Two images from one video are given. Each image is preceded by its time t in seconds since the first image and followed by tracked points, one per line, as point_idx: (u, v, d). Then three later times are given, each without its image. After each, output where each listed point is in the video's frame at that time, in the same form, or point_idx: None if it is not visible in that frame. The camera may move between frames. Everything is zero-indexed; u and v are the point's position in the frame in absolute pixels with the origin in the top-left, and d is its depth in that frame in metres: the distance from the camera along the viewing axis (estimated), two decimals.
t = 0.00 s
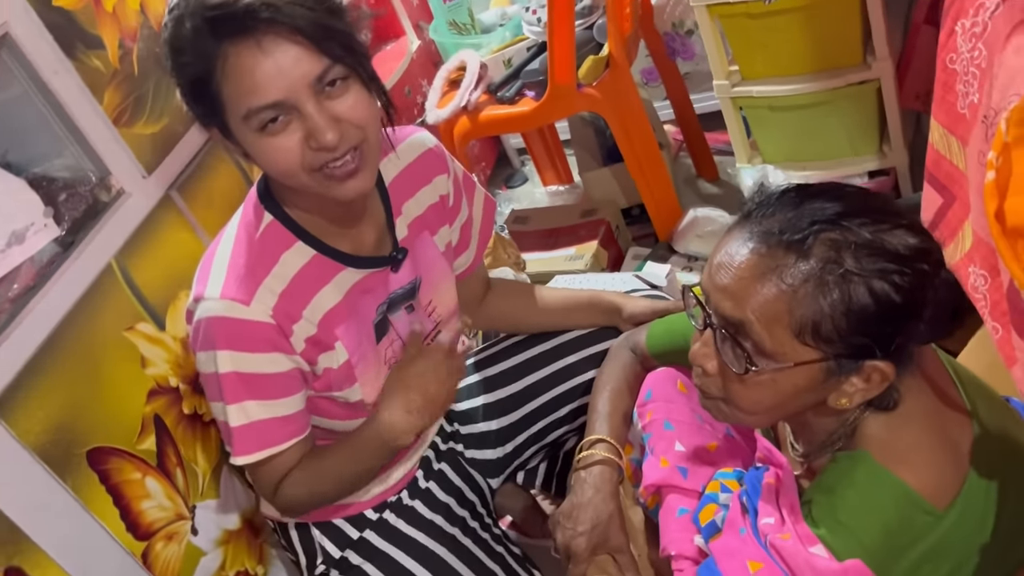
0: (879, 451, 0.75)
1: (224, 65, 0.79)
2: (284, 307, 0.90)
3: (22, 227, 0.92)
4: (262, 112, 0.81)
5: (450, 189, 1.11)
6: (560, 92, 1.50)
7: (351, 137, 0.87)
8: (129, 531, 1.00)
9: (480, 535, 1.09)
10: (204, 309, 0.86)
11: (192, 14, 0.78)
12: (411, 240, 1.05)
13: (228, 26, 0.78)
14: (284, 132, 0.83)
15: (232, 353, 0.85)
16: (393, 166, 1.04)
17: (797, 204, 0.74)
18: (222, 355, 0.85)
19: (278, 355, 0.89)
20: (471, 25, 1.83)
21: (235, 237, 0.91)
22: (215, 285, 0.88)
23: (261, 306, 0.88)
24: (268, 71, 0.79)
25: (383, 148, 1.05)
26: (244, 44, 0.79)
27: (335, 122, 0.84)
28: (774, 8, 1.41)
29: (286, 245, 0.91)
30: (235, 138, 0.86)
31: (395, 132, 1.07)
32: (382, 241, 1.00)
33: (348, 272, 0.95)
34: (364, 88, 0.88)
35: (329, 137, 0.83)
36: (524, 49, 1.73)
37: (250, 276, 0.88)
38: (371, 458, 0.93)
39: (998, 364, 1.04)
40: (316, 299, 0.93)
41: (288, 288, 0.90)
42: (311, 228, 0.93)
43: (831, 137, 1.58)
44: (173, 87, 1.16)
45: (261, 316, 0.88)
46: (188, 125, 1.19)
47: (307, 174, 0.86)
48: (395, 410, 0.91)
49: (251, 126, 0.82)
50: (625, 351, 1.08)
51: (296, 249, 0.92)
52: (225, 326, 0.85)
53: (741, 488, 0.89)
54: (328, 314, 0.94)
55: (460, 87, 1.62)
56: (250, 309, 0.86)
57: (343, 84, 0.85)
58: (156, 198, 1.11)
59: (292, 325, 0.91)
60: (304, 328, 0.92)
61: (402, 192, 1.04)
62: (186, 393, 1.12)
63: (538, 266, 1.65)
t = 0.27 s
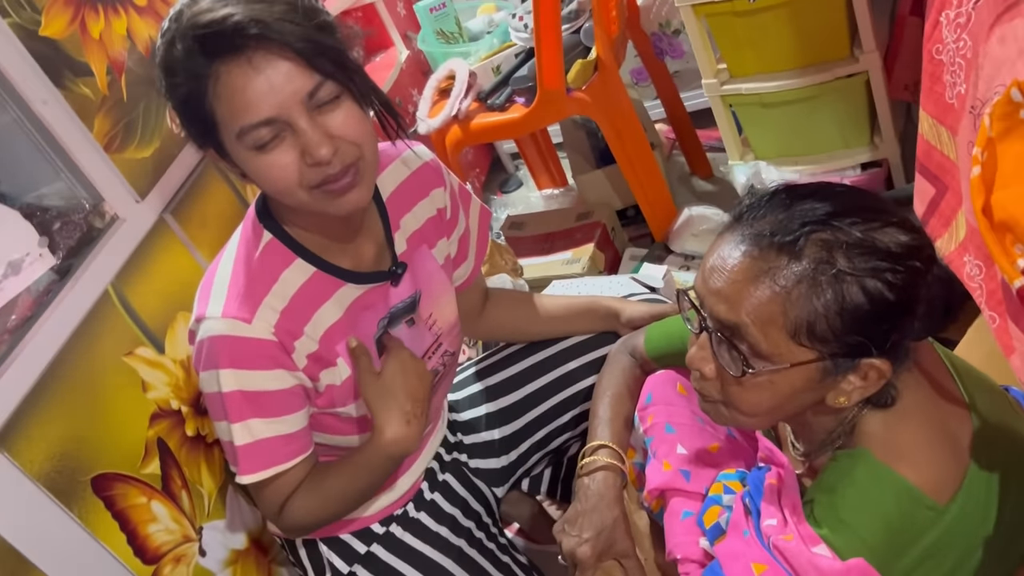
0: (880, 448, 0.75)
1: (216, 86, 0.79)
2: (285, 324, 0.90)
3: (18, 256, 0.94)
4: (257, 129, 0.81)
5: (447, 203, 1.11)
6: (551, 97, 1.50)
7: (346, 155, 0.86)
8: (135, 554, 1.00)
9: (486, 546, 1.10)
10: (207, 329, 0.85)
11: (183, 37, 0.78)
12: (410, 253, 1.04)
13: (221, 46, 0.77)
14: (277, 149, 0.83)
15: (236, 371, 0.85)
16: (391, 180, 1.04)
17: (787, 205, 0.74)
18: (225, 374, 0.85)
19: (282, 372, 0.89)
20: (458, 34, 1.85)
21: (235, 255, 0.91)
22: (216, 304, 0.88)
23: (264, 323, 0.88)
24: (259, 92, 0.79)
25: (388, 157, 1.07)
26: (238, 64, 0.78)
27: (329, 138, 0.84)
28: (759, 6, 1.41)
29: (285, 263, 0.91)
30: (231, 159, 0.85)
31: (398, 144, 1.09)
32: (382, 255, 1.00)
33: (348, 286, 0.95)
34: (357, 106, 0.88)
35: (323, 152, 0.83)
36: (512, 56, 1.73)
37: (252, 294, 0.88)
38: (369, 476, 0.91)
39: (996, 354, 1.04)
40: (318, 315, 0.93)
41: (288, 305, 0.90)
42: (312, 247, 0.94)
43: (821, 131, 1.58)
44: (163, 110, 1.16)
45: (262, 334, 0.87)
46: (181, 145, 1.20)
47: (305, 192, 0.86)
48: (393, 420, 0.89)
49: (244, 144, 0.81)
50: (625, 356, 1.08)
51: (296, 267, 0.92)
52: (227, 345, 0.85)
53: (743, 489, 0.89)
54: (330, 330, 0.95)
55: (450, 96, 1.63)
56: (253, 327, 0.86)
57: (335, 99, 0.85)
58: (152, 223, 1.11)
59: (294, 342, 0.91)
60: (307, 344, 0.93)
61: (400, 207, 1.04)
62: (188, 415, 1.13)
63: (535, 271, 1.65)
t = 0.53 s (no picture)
0: (880, 452, 0.75)
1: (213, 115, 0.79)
2: (291, 343, 0.91)
3: (19, 284, 0.94)
4: (256, 159, 0.81)
5: (448, 218, 1.12)
6: (545, 105, 1.51)
7: (341, 177, 0.87)
8: None
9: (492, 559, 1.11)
10: (213, 351, 0.85)
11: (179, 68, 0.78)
12: (412, 268, 1.05)
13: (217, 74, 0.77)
14: (277, 176, 0.83)
15: (244, 393, 0.85)
16: (391, 196, 1.05)
17: (781, 214, 0.75)
18: (233, 397, 0.85)
19: (289, 391, 0.89)
20: (451, 44, 1.86)
21: (240, 276, 0.91)
22: (222, 326, 0.87)
23: (269, 344, 0.88)
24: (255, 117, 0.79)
25: (383, 178, 1.06)
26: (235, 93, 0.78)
27: (324, 162, 0.84)
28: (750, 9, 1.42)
29: (289, 283, 0.91)
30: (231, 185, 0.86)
31: (394, 162, 1.08)
32: (385, 272, 1.01)
33: (352, 304, 0.96)
34: (354, 127, 0.88)
35: (320, 176, 0.84)
36: (505, 65, 1.74)
37: (257, 316, 0.87)
38: (374, 489, 0.91)
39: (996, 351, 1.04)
40: (322, 335, 0.94)
41: (293, 326, 0.91)
42: (313, 265, 0.94)
43: (815, 130, 1.58)
44: (159, 132, 1.17)
45: (269, 355, 0.88)
46: (180, 162, 1.21)
47: (302, 216, 0.86)
48: (391, 429, 0.90)
49: (244, 172, 0.82)
50: (625, 363, 1.08)
51: (300, 287, 0.92)
52: (234, 367, 0.85)
53: (746, 495, 0.90)
54: (334, 349, 0.96)
55: (445, 108, 1.63)
56: (259, 348, 0.86)
57: (334, 128, 0.85)
58: (151, 245, 1.12)
59: (299, 362, 0.92)
60: (312, 363, 0.94)
61: (401, 223, 1.05)
62: (193, 435, 1.13)
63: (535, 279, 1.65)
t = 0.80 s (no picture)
0: (883, 448, 0.75)
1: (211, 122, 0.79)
2: (300, 350, 0.91)
3: (21, 296, 0.93)
4: (256, 165, 0.81)
5: (452, 222, 1.12)
6: (544, 106, 1.51)
7: (342, 187, 0.87)
8: None
9: (499, 561, 1.11)
10: (222, 360, 0.85)
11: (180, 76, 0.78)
12: (418, 273, 1.05)
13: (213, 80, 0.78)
14: (276, 182, 0.83)
15: (254, 401, 0.85)
16: (397, 201, 1.05)
17: (782, 211, 0.75)
18: (242, 405, 0.85)
19: (299, 398, 0.89)
20: (449, 47, 1.87)
21: (247, 284, 0.91)
22: (230, 335, 0.87)
23: (278, 352, 0.88)
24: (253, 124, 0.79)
25: (388, 183, 1.06)
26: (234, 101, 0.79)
27: (324, 170, 0.84)
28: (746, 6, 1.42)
29: (296, 291, 0.91)
30: (232, 189, 0.86)
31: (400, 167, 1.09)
32: (390, 278, 1.01)
33: (358, 311, 0.96)
34: (354, 132, 0.88)
35: (318, 184, 0.83)
36: (503, 66, 1.74)
37: (265, 323, 0.88)
38: (385, 488, 0.92)
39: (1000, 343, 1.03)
40: (329, 343, 0.94)
41: (301, 333, 0.91)
42: (322, 273, 0.94)
43: (816, 126, 1.58)
44: (158, 141, 1.17)
45: (278, 362, 0.88)
46: (181, 169, 1.21)
47: (303, 222, 0.86)
48: (402, 423, 0.91)
49: (244, 178, 0.82)
50: (629, 362, 1.08)
51: (307, 294, 0.92)
52: (242, 375, 0.85)
53: (752, 493, 0.91)
54: (340, 356, 0.96)
55: (444, 110, 1.64)
56: (268, 356, 0.86)
57: (334, 133, 0.85)
58: (152, 253, 1.12)
59: (308, 369, 0.92)
60: (320, 371, 0.94)
61: (407, 227, 1.05)
62: (198, 443, 1.13)
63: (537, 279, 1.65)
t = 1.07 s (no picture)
0: (887, 442, 0.75)
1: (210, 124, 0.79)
2: (303, 355, 0.91)
3: (22, 302, 0.92)
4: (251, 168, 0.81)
5: (453, 223, 1.12)
6: (543, 104, 1.50)
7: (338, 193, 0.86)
8: None
9: (503, 561, 1.11)
10: (224, 366, 0.84)
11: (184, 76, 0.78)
12: (418, 275, 1.04)
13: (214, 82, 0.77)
14: (276, 184, 0.83)
15: (259, 408, 0.85)
16: (397, 205, 1.04)
17: (783, 206, 0.74)
18: (247, 411, 0.84)
19: (303, 402, 0.89)
20: (447, 47, 1.87)
21: (248, 288, 0.90)
22: (232, 341, 0.87)
23: (281, 356, 0.87)
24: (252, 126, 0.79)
25: (388, 187, 1.06)
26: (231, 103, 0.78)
27: (324, 172, 0.84)
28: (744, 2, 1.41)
29: (297, 296, 0.90)
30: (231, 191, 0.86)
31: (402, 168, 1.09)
32: (391, 281, 1.01)
33: (360, 314, 0.95)
34: (353, 133, 0.88)
35: (316, 192, 0.83)
36: (501, 66, 1.74)
37: (269, 327, 0.87)
38: (391, 488, 0.92)
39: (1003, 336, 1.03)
40: (331, 347, 0.94)
41: (305, 338, 0.90)
42: (321, 278, 0.93)
43: (815, 120, 1.58)
44: (157, 145, 1.18)
45: (282, 366, 0.87)
46: (180, 173, 1.21)
47: (300, 228, 0.85)
48: (409, 418, 0.91)
49: (239, 179, 0.82)
50: (631, 360, 1.08)
51: (308, 299, 0.91)
52: (246, 381, 0.84)
53: (755, 488, 0.90)
54: (344, 359, 0.96)
55: (443, 110, 1.63)
56: (273, 361, 0.86)
57: (333, 135, 0.85)
58: (153, 257, 1.12)
59: (312, 372, 0.92)
60: (325, 374, 0.94)
61: (407, 229, 1.05)
62: (202, 446, 1.13)
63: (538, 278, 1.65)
